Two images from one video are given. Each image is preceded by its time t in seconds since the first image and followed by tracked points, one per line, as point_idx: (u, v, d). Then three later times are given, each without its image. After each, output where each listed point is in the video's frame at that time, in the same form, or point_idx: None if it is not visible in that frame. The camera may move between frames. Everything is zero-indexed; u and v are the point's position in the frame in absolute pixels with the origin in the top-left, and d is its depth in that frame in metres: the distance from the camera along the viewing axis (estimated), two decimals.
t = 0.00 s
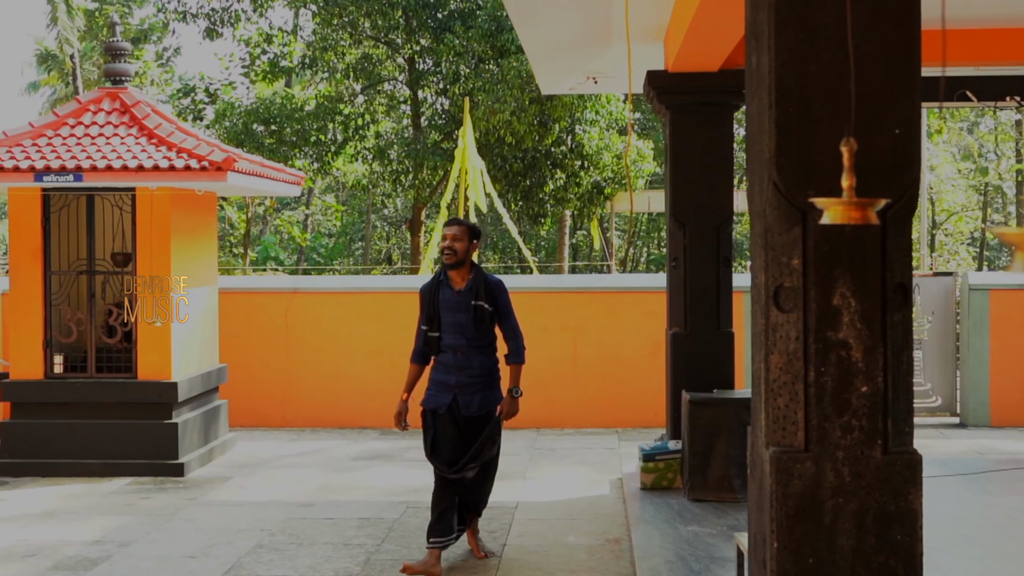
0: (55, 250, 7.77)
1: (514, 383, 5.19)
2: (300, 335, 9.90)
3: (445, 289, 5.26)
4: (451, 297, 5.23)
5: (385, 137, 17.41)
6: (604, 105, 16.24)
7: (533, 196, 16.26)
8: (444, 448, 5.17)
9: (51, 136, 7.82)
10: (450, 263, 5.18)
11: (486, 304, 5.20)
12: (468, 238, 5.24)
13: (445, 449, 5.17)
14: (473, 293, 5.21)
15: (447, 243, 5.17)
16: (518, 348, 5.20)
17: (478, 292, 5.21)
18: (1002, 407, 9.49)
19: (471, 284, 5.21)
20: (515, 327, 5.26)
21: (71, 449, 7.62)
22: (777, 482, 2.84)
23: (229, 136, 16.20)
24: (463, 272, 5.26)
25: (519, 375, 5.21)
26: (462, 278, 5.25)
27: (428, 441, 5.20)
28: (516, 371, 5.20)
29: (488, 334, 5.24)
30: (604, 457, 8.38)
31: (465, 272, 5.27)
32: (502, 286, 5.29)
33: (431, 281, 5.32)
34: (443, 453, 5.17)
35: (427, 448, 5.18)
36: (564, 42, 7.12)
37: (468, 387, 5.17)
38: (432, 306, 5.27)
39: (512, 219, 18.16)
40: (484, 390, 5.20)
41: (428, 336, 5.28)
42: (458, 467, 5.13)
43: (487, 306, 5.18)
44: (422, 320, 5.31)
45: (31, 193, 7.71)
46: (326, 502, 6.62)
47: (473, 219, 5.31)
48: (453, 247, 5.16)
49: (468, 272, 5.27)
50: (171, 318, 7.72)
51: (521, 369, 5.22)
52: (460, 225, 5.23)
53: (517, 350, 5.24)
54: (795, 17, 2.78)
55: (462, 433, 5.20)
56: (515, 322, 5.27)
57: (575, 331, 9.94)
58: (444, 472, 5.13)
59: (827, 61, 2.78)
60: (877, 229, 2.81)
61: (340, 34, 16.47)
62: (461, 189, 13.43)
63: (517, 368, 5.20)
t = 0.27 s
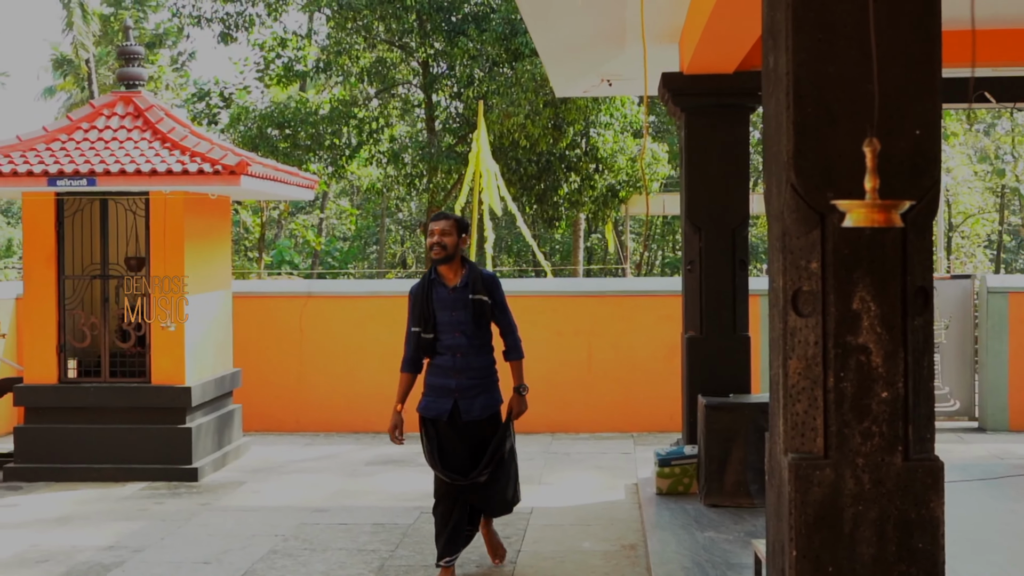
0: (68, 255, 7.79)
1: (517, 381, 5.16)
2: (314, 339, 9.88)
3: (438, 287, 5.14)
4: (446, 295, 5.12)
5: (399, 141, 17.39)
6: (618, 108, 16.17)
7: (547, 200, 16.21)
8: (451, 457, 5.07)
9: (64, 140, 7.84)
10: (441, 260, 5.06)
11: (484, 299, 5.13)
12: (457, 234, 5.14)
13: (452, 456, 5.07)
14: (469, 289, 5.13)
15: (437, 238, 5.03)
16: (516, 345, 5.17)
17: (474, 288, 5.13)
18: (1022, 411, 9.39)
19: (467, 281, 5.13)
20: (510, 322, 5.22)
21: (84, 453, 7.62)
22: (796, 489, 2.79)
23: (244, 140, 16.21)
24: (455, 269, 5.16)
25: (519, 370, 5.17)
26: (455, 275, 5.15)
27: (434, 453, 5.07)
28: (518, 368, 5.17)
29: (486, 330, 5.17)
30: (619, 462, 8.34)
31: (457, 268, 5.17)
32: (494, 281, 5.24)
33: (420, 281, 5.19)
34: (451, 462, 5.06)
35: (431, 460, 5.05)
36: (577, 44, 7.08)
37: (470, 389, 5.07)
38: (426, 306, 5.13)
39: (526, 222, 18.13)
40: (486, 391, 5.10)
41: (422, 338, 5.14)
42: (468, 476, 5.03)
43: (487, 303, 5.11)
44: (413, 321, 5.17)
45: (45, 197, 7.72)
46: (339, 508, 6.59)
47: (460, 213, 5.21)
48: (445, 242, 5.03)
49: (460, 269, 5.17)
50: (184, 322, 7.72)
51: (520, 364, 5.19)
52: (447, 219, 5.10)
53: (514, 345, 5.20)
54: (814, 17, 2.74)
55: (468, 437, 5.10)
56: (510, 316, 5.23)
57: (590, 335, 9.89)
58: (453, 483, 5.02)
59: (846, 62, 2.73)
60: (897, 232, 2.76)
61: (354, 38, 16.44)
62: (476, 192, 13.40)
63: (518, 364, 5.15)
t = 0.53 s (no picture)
0: (83, 257, 7.80)
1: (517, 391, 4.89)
2: (329, 342, 9.87)
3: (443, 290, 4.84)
4: (451, 299, 4.84)
5: (416, 143, 17.37)
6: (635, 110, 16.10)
7: (564, 202, 16.17)
8: (444, 466, 4.77)
9: (80, 143, 7.85)
10: (447, 261, 4.77)
11: (491, 307, 4.85)
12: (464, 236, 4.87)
13: (447, 465, 4.76)
14: (476, 295, 4.85)
15: (448, 238, 4.74)
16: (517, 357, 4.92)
17: (482, 294, 4.85)
18: None
19: (473, 287, 4.86)
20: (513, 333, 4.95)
21: (99, 456, 7.62)
22: (815, 496, 2.74)
23: (261, 143, 16.23)
24: (462, 273, 4.88)
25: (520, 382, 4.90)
26: (462, 279, 4.87)
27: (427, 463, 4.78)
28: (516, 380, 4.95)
29: (489, 339, 4.89)
30: (635, 466, 8.28)
31: (464, 272, 4.89)
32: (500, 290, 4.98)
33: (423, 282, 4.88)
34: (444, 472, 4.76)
35: (424, 471, 4.77)
36: (593, 45, 7.04)
37: (470, 398, 4.77)
38: (428, 308, 4.81)
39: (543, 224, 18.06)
40: (486, 401, 4.79)
41: (422, 341, 4.79)
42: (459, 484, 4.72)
43: (495, 311, 4.83)
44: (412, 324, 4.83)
45: (60, 200, 7.71)
46: (354, 511, 6.57)
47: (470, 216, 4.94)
48: (454, 245, 4.75)
49: (468, 273, 4.90)
50: (199, 324, 7.72)
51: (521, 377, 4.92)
52: (457, 221, 4.83)
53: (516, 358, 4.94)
54: (833, 15, 2.68)
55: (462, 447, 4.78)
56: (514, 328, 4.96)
57: (606, 337, 9.84)
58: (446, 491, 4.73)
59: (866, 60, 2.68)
60: (919, 234, 2.70)
61: (372, 40, 16.53)
62: (492, 194, 13.37)
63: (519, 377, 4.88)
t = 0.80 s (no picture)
0: (98, 256, 7.82)
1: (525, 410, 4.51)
2: (343, 340, 9.86)
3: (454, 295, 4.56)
4: (462, 305, 4.55)
5: (432, 142, 17.35)
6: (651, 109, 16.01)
7: (580, 200, 16.11)
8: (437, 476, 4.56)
9: (94, 141, 7.86)
10: (458, 265, 4.50)
11: (503, 318, 4.53)
12: (480, 240, 4.57)
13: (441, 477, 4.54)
14: (489, 304, 4.54)
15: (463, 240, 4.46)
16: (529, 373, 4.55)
17: (495, 304, 4.54)
18: None
19: (486, 294, 4.55)
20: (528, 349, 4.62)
21: (114, 456, 7.63)
22: (833, 498, 2.69)
23: (277, 142, 16.25)
24: (476, 279, 4.59)
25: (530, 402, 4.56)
26: (476, 286, 4.58)
27: (422, 473, 4.57)
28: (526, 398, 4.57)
29: (499, 352, 4.57)
30: (652, 466, 8.22)
31: (479, 279, 4.60)
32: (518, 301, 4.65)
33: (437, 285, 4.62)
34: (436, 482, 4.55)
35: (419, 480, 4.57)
36: (609, 43, 6.99)
37: (470, 412, 4.47)
38: (438, 313, 4.55)
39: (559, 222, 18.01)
40: (489, 418, 4.48)
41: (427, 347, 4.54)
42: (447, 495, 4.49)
43: (507, 323, 4.52)
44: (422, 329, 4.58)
45: (75, 199, 7.72)
46: (369, 511, 6.55)
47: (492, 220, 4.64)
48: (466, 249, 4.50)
49: (483, 280, 4.60)
50: (213, 323, 7.72)
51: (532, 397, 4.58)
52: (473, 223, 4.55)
53: (528, 376, 4.60)
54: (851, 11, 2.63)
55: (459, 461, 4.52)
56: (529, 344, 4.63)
57: (622, 337, 9.79)
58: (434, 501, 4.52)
59: (885, 57, 2.63)
60: (940, 232, 2.64)
61: (387, 39, 16.53)
62: (508, 193, 13.32)
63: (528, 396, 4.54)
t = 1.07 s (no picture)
0: (113, 255, 7.83)
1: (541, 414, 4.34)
2: (359, 340, 9.84)
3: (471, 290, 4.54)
4: (476, 301, 4.52)
5: (448, 141, 17.32)
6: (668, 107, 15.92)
7: (597, 199, 16.05)
8: (450, 490, 4.47)
9: (109, 140, 7.86)
10: (474, 258, 4.47)
11: (515, 312, 4.42)
12: (500, 232, 4.49)
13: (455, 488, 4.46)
14: (501, 299, 4.46)
15: (475, 232, 4.46)
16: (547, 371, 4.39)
17: (507, 297, 4.45)
18: None
19: (500, 289, 4.47)
20: (548, 345, 4.46)
21: (129, 455, 7.64)
22: (853, 500, 2.64)
23: (293, 141, 16.25)
24: (492, 274, 4.53)
25: (551, 402, 4.39)
26: (491, 281, 4.52)
27: (435, 477, 4.50)
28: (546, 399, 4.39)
29: (515, 349, 4.45)
30: (668, 465, 8.17)
31: (495, 273, 4.53)
32: (539, 295, 4.51)
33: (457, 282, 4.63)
34: (449, 497, 4.46)
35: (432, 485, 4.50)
36: (625, 40, 6.94)
37: (482, 415, 4.39)
38: (453, 311, 4.56)
39: (575, 221, 17.96)
40: (502, 420, 4.39)
41: (444, 345, 4.57)
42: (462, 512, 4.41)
43: (518, 317, 4.41)
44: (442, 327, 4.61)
45: (90, 198, 7.75)
46: (384, 511, 6.53)
47: (513, 212, 4.56)
48: (482, 239, 4.45)
49: (499, 274, 4.53)
50: (228, 322, 7.72)
51: (553, 396, 4.40)
52: (492, 215, 4.48)
53: (549, 373, 4.42)
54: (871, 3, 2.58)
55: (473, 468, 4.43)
56: (550, 340, 4.46)
57: (638, 336, 9.74)
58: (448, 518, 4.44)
59: (906, 50, 2.58)
60: (961, 229, 2.58)
61: (403, 38, 16.52)
62: (524, 192, 13.28)
63: (546, 395, 4.37)
